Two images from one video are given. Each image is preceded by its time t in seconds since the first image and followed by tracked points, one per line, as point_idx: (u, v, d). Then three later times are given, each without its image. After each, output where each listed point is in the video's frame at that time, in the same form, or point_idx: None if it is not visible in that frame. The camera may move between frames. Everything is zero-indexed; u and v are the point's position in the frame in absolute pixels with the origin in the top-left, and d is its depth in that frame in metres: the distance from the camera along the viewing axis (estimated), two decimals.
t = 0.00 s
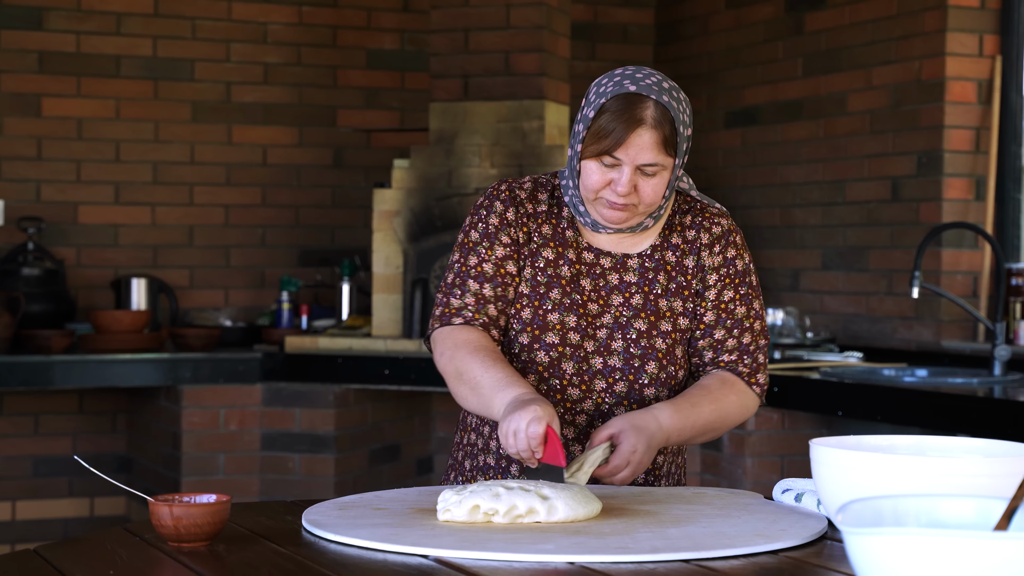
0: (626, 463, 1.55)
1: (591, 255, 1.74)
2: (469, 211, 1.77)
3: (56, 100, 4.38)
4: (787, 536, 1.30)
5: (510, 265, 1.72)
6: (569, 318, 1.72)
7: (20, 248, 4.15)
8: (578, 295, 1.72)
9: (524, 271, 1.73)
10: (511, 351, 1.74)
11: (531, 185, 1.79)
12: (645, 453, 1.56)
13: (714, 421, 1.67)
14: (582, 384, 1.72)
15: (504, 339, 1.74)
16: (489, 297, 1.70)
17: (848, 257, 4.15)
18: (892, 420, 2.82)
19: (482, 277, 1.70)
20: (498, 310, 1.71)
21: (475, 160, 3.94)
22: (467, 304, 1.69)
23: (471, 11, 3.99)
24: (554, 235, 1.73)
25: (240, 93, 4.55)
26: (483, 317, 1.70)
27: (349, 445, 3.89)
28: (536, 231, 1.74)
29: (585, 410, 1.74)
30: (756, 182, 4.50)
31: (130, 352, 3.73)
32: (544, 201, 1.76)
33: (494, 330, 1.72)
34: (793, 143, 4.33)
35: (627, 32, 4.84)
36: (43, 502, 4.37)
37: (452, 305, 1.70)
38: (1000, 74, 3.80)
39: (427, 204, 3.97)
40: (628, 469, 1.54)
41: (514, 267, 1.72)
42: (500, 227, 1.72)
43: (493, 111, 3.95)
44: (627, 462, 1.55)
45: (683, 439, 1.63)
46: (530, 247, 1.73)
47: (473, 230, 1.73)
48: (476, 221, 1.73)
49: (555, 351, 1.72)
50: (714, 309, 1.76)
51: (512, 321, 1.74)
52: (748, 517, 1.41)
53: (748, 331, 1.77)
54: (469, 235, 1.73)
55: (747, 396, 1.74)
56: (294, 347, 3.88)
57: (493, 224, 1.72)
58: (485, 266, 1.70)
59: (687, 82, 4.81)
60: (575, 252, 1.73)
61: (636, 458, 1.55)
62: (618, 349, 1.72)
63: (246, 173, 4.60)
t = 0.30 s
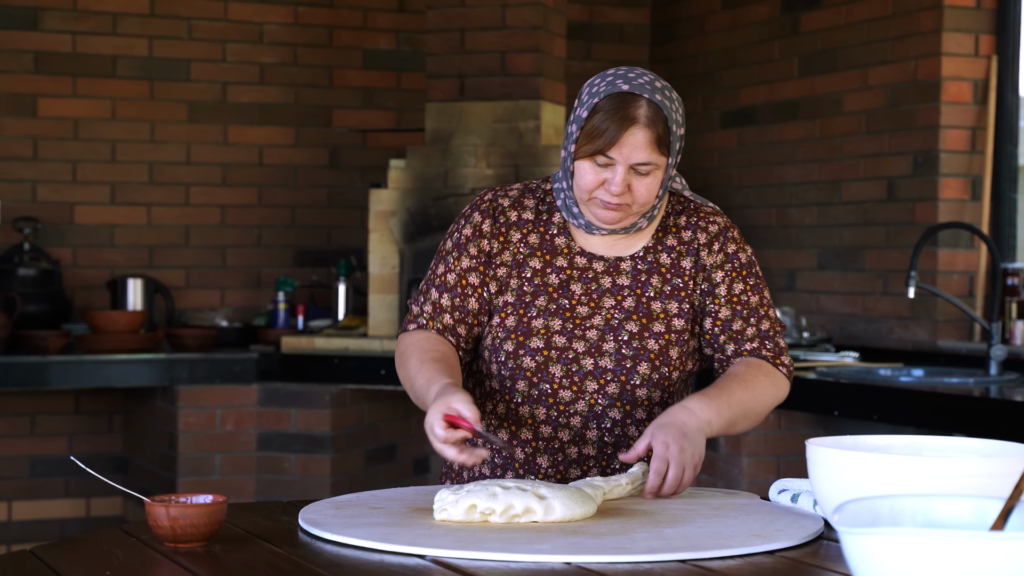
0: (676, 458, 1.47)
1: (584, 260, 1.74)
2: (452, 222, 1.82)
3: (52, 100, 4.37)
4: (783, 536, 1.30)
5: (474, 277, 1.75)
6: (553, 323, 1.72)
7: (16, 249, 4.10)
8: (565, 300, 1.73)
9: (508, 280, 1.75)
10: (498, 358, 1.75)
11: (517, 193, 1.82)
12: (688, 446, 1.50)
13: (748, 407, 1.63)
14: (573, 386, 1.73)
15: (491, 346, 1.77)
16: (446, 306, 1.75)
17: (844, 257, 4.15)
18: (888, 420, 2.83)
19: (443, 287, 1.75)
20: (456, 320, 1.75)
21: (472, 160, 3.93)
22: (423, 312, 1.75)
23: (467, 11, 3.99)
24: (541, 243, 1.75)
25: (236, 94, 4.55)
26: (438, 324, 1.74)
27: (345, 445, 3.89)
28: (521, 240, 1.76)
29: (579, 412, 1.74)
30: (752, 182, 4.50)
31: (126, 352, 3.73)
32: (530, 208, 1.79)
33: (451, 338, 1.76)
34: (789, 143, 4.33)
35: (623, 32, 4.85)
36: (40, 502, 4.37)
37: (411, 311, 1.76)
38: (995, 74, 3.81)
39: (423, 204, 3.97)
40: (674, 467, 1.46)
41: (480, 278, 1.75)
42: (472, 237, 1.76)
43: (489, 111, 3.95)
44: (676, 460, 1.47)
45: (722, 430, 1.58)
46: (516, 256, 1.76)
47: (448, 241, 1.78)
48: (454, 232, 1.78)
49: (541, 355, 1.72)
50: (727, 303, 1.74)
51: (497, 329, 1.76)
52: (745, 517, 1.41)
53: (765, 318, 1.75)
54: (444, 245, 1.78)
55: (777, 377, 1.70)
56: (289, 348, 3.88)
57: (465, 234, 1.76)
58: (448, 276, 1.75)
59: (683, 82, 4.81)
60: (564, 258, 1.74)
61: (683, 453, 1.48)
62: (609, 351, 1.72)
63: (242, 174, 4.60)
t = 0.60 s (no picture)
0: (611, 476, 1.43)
1: (565, 266, 1.76)
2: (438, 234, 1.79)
3: (49, 100, 4.37)
4: (781, 536, 1.30)
5: (485, 284, 1.73)
6: (545, 333, 1.74)
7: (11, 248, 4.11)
8: (553, 308, 1.75)
9: (500, 290, 1.75)
10: (491, 370, 1.77)
11: (499, 204, 1.81)
12: (625, 462, 1.45)
13: (684, 414, 1.60)
14: (563, 396, 1.76)
15: (483, 360, 1.77)
16: (463, 316, 1.70)
17: (840, 257, 4.15)
18: (885, 420, 2.83)
19: (456, 297, 1.71)
20: (474, 329, 1.72)
21: (468, 160, 3.94)
22: (439, 325, 1.69)
23: (464, 11, 3.99)
24: (529, 251, 1.76)
25: (233, 94, 4.54)
26: (455, 337, 1.69)
27: (342, 445, 3.89)
28: (510, 249, 1.76)
29: (570, 421, 1.77)
30: (749, 181, 4.51)
31: (123, 352, 3.73)
32: (513, 219, 1.78)
33: (468, 351, 1.70)
34: (786, 143, 4.34)
35: (620, 32, 4.85)
36: (36, 503, 4.37)
37: (424, 326, 1.70)
38: (992, 74, 3.82)
39: (420, 204, 3.97)
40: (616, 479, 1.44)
41: (489, 286, 1.74)
42: (472, 248, 1.74)
43: (485, 111, 3.95)
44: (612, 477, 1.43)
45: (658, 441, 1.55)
46: (505, 266, 1.76)
47: (443, 253, 1.74)
48: (446, 243, 1.75)
49: (534, 367, 1.74)
50: (670, 296, 1.74)
51: (488, 342, 1.76)
52: (742, 517, 1.41)
53: (706, 315, 1.72)
54: (439, 258, 1.74)
55: (708, 379, 1.68)
56: (285, 347, 3.88)
57: (463, 245, 1.74)
58: (458, 286, 1.71)
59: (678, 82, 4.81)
60: (548, 265, 1.76)
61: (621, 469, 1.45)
62: (594, 355, 1.75)
63: (239, 173, 4.59)
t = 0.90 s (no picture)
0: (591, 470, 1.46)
1: (552, 270, 1.76)
2: (428, 231, 1.77)
3: (45, 99, 4.36)
4: (777, 535, 1.30)
5: (471, 281, 1.72)
6: (532, 338, 1.74)
7: (8, 248, 4.11)
8: (540, 313, 1.75)
9: (487, 292, 1.75)
10: (479, 375, 1.77)
11: (487, 205, 1.79)
12: (607, 456, 1.48)
13: (666, 417, 1.61)
14: (553, 401, 1.76)
15: (471, 364, 1.78)
16: (448, 308, 1.68)
17: (837, 257, 4.16)
18: (882, 420, 2.83)
19: (441, 290, 1.69)
20: (457, 322, 1.69)
21: (465, 160, 3.94)
22: (423, 315, 1.67)
23: (461, 11, 3.99)
24: (515, 254, 1.76)
25: (229, 93, 4.54)
26: (438, 327, 1.67)
27: (338, 444, 3.89)
28: (497, 251, 1.75)
29: (560, 425, 1.78)
30: (745, 181, 4.51)
31: (119, 351, 3.71)
32: (501, 221, 1.77)
33: (450, 342, 1.69)
34: (783, 143, 4.34)
35: (616, 32, 4.85)
36: (33, 502, 4.36)
37: (407, 315, 1.67)
38: (988, 74, 3.82)
39: (416, 203, 3.97)
40: (600, 473, 1.46)
41: (475, 283, 1.72)
42: (460, 246, 1.72)
43: (481, 111, 3.95)
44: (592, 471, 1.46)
45: (638, 439, 1.57)
46: (493, 269, 1.75)
47: (431, 249, 1.73)
48: (435, 240, 1.74)
49: (523, 372, 1.75)
50: (660, 300, 1.75)
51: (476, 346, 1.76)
52: (738, 516, 1.42)
53: (697, 322, 1.74)
54: (428, 253, 1.73)
55: (695, 388, 1.69)
56: (283, 347, 3.87)
57: (452, 242, 1.72)
58: (444, 280, 1.69)
59: (675, 82, 4.81)
60: (535, 269, 1.75)
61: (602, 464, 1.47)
62: (583, 360, 1.75)
63: (235, 173, 4.59)
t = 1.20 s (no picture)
0: (570, 470, 1.45)
1: (554, 271, 1.76)
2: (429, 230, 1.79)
3: (41, 98, 4.36)
4: (775, 535, 1.31)
5: (467, 286, 1.74)
6: (531, 339, 1.75)
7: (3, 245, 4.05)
8: (541, 314, 1.75)
9: (486, 293, 1.76)
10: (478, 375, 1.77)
11: (491, 203, 1.81)
12: (585, 456, 1.48)
13: (651, 423, 1.63)
14: (551, 404, 1.75)
15: (469, 363, 1.78)
16: (443, 318, 1.72)
17: (833, 257, 4.16)
18: (878, 420, 2.83)
19: (436, 298, 1.72)
20: (453, 331, 1.73)
21: (461, 159, 3.94)
22: (420, 324, 1.71)
23: (457, 10, 3.99)
24: (515, 254, 1.76)
25: (225, 92, 4.54)
26: (436, 336, 1.71)
27: (334, 444, 3.89)
28: (496, 251, 1.76)
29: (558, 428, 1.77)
30: (741, 181, 4.51)
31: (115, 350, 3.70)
32: (503, 220, 1.78)
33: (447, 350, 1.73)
34: (779, 143, 4.34)
35: (613, 31, 4.85)
36: (29, 501, 4.36)
37: (405, 323, 1.72)
38: (984, 74, 3.83)
39: (413, 203, 3.97)
40: (579, 474, 1.45)
41: (471, 288, 1.74)
42: (458, 249, 1.74)
43: (478, 110, 3.95)
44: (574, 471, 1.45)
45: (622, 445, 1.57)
46: (491, 270, 1.76)
47: (430, 251, 1.75)
48: (434, 241, 1.75)
49: (520, 373, 1.75)
50: (660, 306, 1.75)
51: (475, 345, 1.77)
52: (735, 516, 1.42)
53: (695, 330, 1.74)
54: (426, 255, 1.74)
55: (686, 396, 1.70)
56: (279, 346, 3.87)
57: (451, 245, 1.74)
58: (439, 287, 1.72)
59: (671, 81, 4.81)
60: (537, 270, 1.76)
61: (584, 463, 1.47)
62: (582, 363, 1.75)
63: (232, 172, 4.58)
